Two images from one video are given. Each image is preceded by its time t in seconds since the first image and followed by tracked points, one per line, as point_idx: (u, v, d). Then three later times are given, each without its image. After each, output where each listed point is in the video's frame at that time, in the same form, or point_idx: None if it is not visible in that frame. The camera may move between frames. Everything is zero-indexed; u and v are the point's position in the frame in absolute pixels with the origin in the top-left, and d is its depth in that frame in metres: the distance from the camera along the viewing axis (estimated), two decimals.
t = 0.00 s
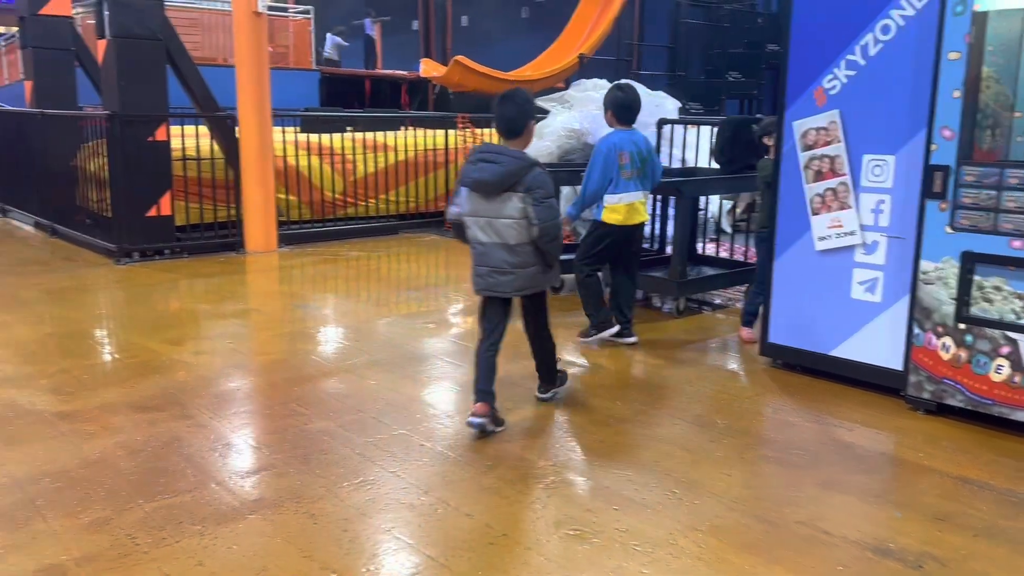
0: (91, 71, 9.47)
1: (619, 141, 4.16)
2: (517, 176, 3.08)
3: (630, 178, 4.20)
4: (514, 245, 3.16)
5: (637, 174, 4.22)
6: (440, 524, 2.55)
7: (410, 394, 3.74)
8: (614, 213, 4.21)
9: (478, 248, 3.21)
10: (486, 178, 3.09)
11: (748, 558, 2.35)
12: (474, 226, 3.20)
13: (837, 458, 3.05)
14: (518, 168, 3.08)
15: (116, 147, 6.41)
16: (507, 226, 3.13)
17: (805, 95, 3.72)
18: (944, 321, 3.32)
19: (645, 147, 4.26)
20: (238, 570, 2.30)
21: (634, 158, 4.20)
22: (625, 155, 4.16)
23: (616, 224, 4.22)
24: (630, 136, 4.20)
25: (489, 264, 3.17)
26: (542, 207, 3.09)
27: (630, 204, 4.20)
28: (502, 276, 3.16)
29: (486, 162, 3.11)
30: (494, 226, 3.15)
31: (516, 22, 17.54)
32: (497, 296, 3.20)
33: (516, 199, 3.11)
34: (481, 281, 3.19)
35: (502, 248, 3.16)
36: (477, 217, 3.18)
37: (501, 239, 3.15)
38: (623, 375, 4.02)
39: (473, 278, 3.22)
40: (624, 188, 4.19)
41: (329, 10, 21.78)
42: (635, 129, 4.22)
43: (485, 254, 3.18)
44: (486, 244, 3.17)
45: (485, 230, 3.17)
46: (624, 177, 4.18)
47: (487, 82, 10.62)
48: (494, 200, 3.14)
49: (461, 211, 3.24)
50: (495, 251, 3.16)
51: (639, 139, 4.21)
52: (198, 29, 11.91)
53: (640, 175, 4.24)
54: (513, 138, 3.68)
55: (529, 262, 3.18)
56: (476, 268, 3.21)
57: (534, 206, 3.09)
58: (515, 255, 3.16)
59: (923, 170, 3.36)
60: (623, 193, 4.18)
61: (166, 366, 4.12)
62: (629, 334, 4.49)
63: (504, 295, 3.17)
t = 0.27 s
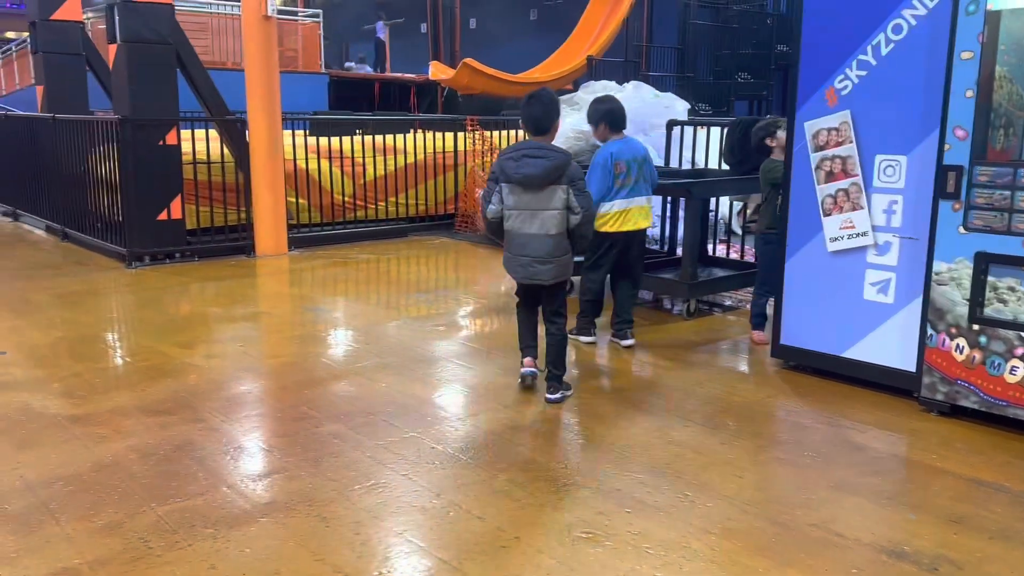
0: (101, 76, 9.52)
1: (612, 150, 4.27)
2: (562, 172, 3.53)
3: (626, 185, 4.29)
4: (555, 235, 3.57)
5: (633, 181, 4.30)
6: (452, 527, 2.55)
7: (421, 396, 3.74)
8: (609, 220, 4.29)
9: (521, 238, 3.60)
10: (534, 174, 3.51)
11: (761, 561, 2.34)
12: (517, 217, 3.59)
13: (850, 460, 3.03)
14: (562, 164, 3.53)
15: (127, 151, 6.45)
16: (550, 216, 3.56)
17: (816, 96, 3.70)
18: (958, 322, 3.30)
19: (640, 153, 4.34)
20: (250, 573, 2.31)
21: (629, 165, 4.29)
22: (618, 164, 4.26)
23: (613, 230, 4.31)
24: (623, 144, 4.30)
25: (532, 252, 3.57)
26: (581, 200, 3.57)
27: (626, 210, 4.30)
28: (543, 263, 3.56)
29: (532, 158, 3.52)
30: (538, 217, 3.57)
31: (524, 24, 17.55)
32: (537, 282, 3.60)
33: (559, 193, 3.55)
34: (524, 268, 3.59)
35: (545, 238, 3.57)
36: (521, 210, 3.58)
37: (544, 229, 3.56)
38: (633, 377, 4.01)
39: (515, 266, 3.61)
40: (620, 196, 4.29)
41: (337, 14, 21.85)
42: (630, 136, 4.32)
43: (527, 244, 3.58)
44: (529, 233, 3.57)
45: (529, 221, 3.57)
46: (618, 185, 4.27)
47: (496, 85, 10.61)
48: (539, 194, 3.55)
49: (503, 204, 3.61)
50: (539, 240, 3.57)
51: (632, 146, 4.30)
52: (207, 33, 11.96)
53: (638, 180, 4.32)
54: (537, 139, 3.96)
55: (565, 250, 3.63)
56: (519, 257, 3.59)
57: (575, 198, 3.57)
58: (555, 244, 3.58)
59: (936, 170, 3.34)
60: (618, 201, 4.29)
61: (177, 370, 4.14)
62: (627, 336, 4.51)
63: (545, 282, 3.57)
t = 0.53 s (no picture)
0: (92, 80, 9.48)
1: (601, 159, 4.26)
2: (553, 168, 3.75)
3: (621, 187, 4.36)
4: (548, 226, 3.80)
5: (627, 181, 4.37)
6: (445, 531, 2.55)
7: (413, 400, 3.74)
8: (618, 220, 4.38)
9: (516, 232, 3.80)
10: (528, 172, 3.71)
11: (755, 562, 2.34)
12: (512, 213, 3.78)
13: (842, 459, 3.04)
14: (553, 161, 3.74)
15: (117, 156, 6.42)
16: (543, 210, 3.78)
17: (806, 96, 3.71)
18: (948, 321, 3.31)
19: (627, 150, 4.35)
20: None
21: (618, 170, 4.31)
22: (606, 173, 4.27)
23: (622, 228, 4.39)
24: (607, 150, 4.30)
25: (527, 244, 3.78)
26: (572, 194, 3.80)
27: (624, 210, 4.36)
28: (539, 254, 3.79)
29: (524, 157, 3.72)
30: (532, 211, 3.78)
31: (515, 26, 17.56)
32: (532, 272, 3.83)
33: (551, 188, 3.77)
34: (520, 259, 3.79)
35: (539, 230, 3.79)
36: (515, 206, 3.78)
37: (538, 222, 3.78)
38: (626, 378, 4.01)
39: (510, 258, 3.81)
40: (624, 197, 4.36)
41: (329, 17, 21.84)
42: (611, 141, 4.29)
43: (523, 236, 3.79)
44: (524, 228, 3.78)
45: (523, 216, 3.78)
46: (612, 192, 4.33)
47: (488, 87, 10.57)
48: (532, 190, 3.76)
49: (496, 201, 3.80)
50: (533, 233, 3.79)
51: (617, 149, 4.29)
52: (198, 37, 11.93)
53: (630, 180, 4.36)
54: (527, 134, 3.97)
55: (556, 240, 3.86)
56: (516, 249, 3.79)
57: (565, 192, 3.80)
58: (548, 235, 3.81)
59: (925, 169, 3.35)
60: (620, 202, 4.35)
61: (169, 376, 4.11)
62: (618, 336, 4.51)
63: (541, 271, 3.81)
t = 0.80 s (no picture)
0: (69, 83, 9.38)
1: (581, 169, 4.29)
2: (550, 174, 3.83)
3: (605, 193, 4.38)
4: (540, 228, 3.90)
5: (611, 186, 4.39)
6: (429, 535, 2.53)
7: (396, 404, 3.72)
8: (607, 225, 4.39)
9: (509, 235, 3.85)
10: (526, 178, 3.76)
11: (739, 562, 2.35)
12: (507, 217, 3.83)
13: (824, 459, 3.05)
14: (548, 167, 3.82)
15: (95, 159, 6.36)
16: (537, 213, 3.86)
17: (785, 98, 3.73)
18: (928, 321, 3.34)
19: (607, 155, 4.37)
20: None
21: (600, 177, 4.34)
22: (589, 181, 4.30)
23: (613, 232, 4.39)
24: (587, 159, 4.33)
25: (522, 246, 3.86)
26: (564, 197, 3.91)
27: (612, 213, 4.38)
28: (532, 254, 3.89)
29: (522, 163, 3.77)
30: (526, 215, 3.84)
31: (497, 28, 17.58)
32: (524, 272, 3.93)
33: (544, 192, 3.85)
34: (513, 261, 3.87)
35: (533, 232, 3.88)
36: (511, 210, 3.83)
37: (532, 224, 3.87)
38: (609, 379, 4.02)
39: (504, 259, 3.87)
40: (609, 202, 4.37)
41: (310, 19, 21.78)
42: (589, 149, 4.33)
43: (517, 239, 3.85)
44: (519, 231, 3.84)
45: (518, 219, 3.84)
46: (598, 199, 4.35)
47: (471, 89, 10.57)
48: (527, 194, 3.82)
49: (491, 205, 3.82)
50: (527, 235, 3.87)
51: (596, 156, 4.32)
52: (177, 40, 11.86)
53: (613, 185, 4.39)
54: (517, 140, 3.87)
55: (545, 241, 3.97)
56: (510, 251, 3.85)
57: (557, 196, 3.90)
58: (541, 236, 3.91)
59: (904, 170, 3.37)
60: (606, 208, 4.38)
61: (149, 381, 4.07)
62: (601, 338, 4.52)
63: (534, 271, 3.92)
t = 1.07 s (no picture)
0: (44, 85, 9.27)
1: (558, 172, 4.31)
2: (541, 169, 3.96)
3: (584, 195, 4.38)
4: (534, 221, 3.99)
5: (590, 188, 4.39)
6: (411, 539, 2.52)
7: (377, 407, 3.70)
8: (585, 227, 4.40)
9: (513, 230, 3.87)
10: (530, 172, 3.84)
11: (720, 563, 2.36)
12: (513, 211, 3.86)
13: (804, 460, 3.07)
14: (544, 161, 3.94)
15: (71, 161, 6.28)
16: (533, 206, 3.95)
17: (764, 101, 3.76)
18: (905, 321, 3.37)
19: (587, 157, 4.36)
20: None
21: (578, 180, 4.34)
22: (565, 184, 4.31)
23: (589, 233, 4.40)
24: (566, 161, 4.33)
25: (523, 239, 3.91)
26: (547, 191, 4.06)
27: (589, 215, 4.38)
28: (530, 247, 3.96)
29: (527, 158, 3.84)
30: (526, 208, 3.91)
31: (477, 31, 17.58)
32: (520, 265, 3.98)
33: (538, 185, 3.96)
34: (515, 255, 3.89)
35: (530, 225, 3.96)
36: (514, 205, 3.86)
37: (530, 218, 3.95)
38: (590, 381, 4.02)
39: (507, 253, 3.88)
40: (588, 204, 4.37)
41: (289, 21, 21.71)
42: (568, 152, 4.33)
43: (520, 232, 3.89)
44: (522, 224, 3.89)
45: (520, 213, 3.89)
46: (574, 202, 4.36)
47: (451, 92, 10.56)
48: (528, 188, 3.88)
49: (497, 200, 3.81)
50: (527, 228, 3.93)
51: (574, 158, 4.31)
52: (155, 41, 11.76)
53: (591, 188, 4.38)
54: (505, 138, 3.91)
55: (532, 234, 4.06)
56: (514, 245, 3.88)
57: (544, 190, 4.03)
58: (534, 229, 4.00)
59: (882, 173, 3.40)
60: (585, 210, 4.38)
61: (126, 386, 4.02)
62: (584, 340, 4.52)
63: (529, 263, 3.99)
